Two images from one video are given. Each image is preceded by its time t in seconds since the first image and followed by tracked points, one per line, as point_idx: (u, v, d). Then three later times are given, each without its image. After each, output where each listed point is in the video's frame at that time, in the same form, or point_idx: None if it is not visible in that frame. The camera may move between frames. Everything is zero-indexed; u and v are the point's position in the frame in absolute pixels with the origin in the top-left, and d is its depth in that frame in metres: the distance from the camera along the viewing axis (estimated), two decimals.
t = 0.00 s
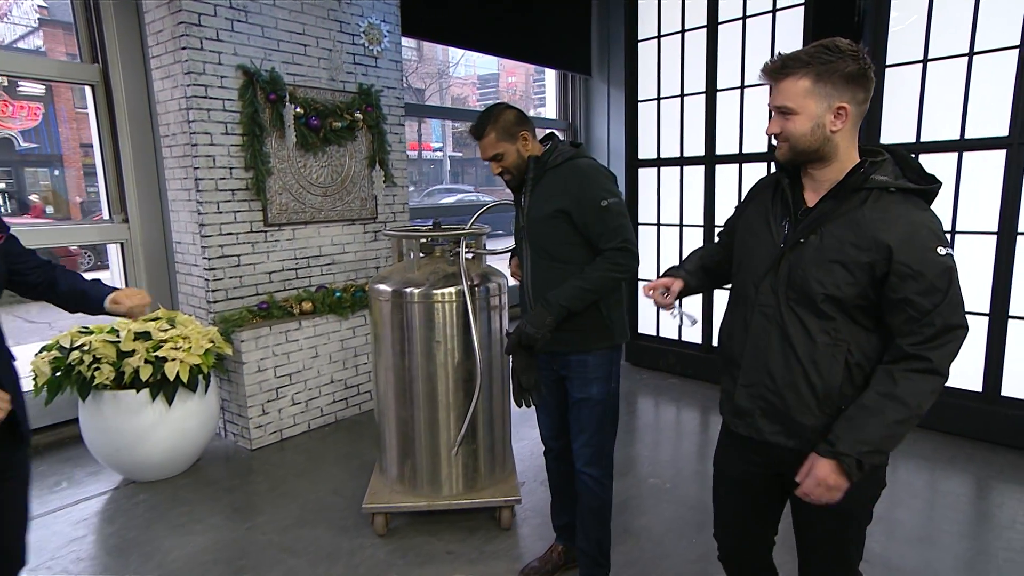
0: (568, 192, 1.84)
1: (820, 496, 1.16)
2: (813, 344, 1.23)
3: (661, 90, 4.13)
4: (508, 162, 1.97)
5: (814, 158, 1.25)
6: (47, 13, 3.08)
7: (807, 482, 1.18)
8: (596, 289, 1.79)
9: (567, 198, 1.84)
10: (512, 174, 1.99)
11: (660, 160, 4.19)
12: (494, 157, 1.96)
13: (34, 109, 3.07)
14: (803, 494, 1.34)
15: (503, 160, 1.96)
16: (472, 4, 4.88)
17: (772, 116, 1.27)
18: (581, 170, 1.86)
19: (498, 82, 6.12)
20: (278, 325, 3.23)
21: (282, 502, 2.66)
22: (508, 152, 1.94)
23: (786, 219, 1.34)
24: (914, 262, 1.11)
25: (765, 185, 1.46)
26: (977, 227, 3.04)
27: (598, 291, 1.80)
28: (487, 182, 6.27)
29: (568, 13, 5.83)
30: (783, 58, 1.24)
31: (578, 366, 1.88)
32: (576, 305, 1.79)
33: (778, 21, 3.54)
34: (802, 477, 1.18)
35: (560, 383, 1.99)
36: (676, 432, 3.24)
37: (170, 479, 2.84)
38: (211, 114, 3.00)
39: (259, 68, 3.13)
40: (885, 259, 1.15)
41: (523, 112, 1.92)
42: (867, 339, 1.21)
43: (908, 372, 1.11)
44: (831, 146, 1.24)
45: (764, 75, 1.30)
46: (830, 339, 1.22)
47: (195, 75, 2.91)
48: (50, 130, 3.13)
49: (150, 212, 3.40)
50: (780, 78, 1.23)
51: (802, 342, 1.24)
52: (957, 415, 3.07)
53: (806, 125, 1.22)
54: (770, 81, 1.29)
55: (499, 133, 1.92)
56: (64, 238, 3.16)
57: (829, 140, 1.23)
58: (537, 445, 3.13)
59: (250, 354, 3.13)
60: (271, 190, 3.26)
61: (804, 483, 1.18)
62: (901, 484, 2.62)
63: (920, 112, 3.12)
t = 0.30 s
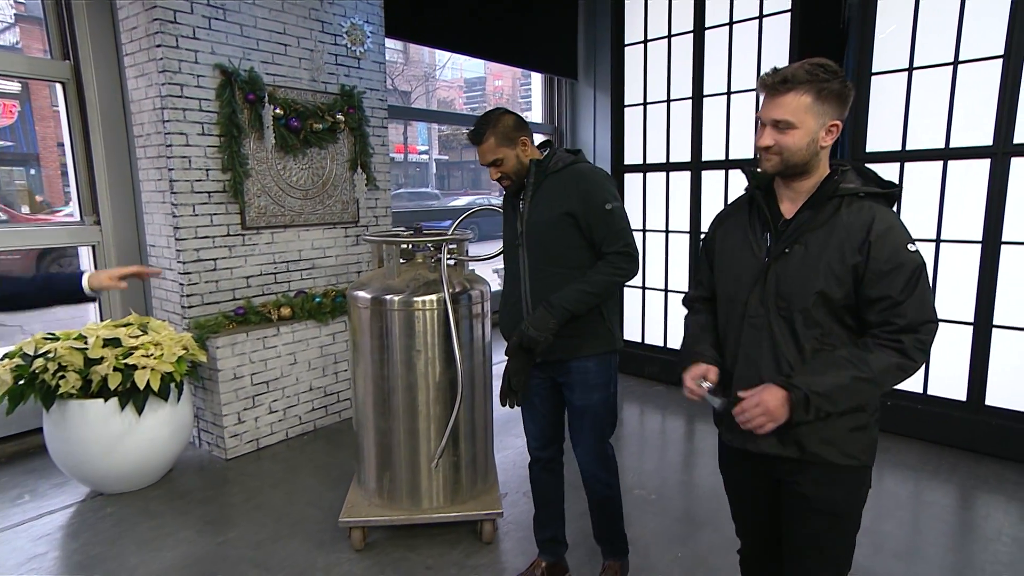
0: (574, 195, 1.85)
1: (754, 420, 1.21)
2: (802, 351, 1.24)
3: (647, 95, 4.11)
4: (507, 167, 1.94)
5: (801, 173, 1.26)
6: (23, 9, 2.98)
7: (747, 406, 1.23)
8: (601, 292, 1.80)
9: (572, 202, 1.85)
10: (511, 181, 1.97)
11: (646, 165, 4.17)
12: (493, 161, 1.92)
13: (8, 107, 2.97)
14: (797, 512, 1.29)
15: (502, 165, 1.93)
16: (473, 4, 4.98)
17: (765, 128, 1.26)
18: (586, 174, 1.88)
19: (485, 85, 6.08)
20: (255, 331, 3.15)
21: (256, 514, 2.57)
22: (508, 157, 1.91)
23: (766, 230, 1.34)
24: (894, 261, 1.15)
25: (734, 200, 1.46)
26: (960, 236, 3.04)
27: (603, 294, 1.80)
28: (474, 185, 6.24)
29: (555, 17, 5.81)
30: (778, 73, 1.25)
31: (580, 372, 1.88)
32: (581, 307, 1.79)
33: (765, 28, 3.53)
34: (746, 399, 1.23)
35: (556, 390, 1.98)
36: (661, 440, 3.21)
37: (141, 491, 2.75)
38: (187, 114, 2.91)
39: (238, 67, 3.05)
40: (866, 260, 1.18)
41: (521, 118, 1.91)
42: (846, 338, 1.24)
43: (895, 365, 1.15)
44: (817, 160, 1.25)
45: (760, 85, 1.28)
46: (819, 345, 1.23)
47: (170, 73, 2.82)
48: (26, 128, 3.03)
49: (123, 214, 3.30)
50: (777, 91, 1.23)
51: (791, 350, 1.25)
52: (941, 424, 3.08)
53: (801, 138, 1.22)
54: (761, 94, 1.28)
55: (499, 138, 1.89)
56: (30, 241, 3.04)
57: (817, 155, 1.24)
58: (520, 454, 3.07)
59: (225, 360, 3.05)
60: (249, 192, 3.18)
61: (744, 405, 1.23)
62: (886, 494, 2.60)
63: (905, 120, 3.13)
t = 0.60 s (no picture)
0: (607, 203, 1.88)
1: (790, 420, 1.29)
2: (822, 346, 1.34)
3: (634, 97, 4.07)
4: (535, 161, 1.88)
5: (790, 175, 1.35)
6: None
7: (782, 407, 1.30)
8: (628, 300, 1.85)
9: (605, 209, 1.87)
10: (536, 175, 1.90)
11: (632, 168, 4.13)
12: (523, 152, 1.86)
13: None
14: (817, 502, 1.36)
15: (531, 158, 1.87)
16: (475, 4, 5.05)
17: (753, 136, 1.33)
18: (618, 184, 1.91)
19: (472, 87, 6.02)
20: (230, 334, 3.05)
21: (231, 525, 2.48)
22: (540, 150, 1.86)
23: (759, 236, 1.40)
24: (891, 254, 1.30)
25: (712, 211, 1.51)
26: (945, 243, 3.04)
27: (627, 302, 1.86)
28: (457, 186, 6.14)
29: (542, 19, 5.79)
30: (758, 85, 1.33)
31: (598, 381, 1.91)
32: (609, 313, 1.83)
33: (753, 31, 3.51)
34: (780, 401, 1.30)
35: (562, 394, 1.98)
36: (646, 447, 3.17)
37: (109, 501, 2.64)
38: (161, 110, 2.81)
39: (215, 62, 2.95)
40: (867, 255, 1.31)
41: (558, 117, 1.89)
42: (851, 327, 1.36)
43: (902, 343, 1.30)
44: (801, 163, 1.35)
45: (744, 94, 1.36)
46: (833, 339, 1.33)
47: (143, 67, 2.72)
48: None
49: (93, 211, 3.19)
50: (761, 102, 1.31)
51: (810, 347, 1.34)
52: (925, 431, 3.08)
53: (789, 144, 1.31)
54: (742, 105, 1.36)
55: (536, 130, 1.85)
56: None
57: (800, 157, 1.34)
58: (503, 462, 3.01)
59: (199, 365, 2.94)
60: (225, 191, 3.08)
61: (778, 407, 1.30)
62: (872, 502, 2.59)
63: (892, 127, 3.13)
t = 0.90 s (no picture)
0: (625, 208, 1.84)
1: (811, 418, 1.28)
2: (837, 344, 1.35)
3: (618, 97, 4.02)
4: (561, 147, 1.84)
5: (801, 167, 1.36)
6: None
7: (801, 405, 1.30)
8: (642, 309, 1.84)
9: (624, 214, 1.84)
10: (558, 161, 1.85)
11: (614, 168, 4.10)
12: (553, 133, 1.83)
13: None
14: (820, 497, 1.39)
15: (560, 142, 1.83)
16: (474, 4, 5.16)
17: (764, 125, 1.34)
18: (636, 189, 1.88)
19: (456, 87, 6.05)
20: (206, 333, 2.98)
21: (204, 530, 2.42)
22: (571, 137, 1.83)
23: (773, 229, 1.40)
24: (905, 254, 1.33)
25: (722, 205, 1.50)
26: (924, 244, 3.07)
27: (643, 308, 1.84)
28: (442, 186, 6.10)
29: (528, 19, 5.78)
30: (772, 74, 1.34)
31: (601, 374, 1.89)
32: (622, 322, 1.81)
33: (735, 32, 3.49)
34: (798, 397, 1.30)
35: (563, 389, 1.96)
36: (628, 447, 3.16)
37: (77, 505, 2.56)
38: (134, 103, 2.73)
39: (191, 56, 2.89)
40: (883, 255, 1.33)
41: (593, 113, 1.88)
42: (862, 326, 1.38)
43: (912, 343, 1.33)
44: (814, 155, 1.36)
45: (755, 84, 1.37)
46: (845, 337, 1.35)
47: (115, 59, 2.64)
48: None
49: (64, 206, 3.10)
50: (773, 91, 1.32)
51: (823, 344, 1.35)
52: (903, 430, 3.10)
53: (800, 135, 1.32)
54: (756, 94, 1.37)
55: (573, 116, 1.83)
56: None
57: (812, 150, 1.34)
58: (485, 463, 2.98)
59: (173, 365, 2.87)
60: (202, 188, 3.01)
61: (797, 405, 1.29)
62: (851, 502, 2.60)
63: (872, 129, 3.16)
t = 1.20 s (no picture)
0: (614, 206, 1.84)
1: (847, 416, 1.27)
2: (864, 343, 1.34)
3: (601, 97, 4.01)
4: (543, 156, 1.85)
5: (844, 172, 1.33)
6: None
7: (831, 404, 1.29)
8: (623, 307, 1.83)
9: (612, 212, 1.84)
10: (544, 170, 1.87)
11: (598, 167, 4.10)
12: (531, 147, 1.83)
13: None
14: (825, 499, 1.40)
15: (541, 152, 1.83)
16: (466, 4, 5.20)
17: (820, 132, 1.27)
18: (628, 189, 1.87)
19: (446, 89, 6.07)
20: (188, 332, 2.96)
21: (183, 530, 2.39)
22: (549, 146, 1.82)
23: (799, 227, 1.38)
24: (931, 253, 1.34)
25: (744, 203, 1.46)
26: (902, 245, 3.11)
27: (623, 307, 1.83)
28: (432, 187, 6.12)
29: (514, 20, 5.79)
30: (825, 77, 1.27)
31: (583, 371, 1.91)
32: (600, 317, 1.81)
33: (717, 34, 3.49)
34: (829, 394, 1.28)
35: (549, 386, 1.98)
36: (611, 444, 3.16)
37: (54, 506, 2.53)
38: (114, 100, 2.70)
39: (172, 53, 2.86)
40: (908, 254, 1.34)
41: (576, 114, 1.85)
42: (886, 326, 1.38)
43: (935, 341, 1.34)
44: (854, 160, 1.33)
45: (805, 87, 1.28)
46: (872, 336, 1.34)
47: (94, 55, 2.61)
48: None
49: (44, 202, 3.06)
50: (831, 98, 1.25)
51: (850, 343, 1.34)
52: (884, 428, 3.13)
53: (852, 141, 1.28)
54: (805, 98, 1.29)
55: (548, 125, 1.81)
56: None
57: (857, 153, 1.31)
58: (467, 461, 2.98)
59: (154, 363, 2.84)
60: (184, 185, 2.99)
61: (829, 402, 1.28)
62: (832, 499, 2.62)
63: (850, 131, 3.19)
